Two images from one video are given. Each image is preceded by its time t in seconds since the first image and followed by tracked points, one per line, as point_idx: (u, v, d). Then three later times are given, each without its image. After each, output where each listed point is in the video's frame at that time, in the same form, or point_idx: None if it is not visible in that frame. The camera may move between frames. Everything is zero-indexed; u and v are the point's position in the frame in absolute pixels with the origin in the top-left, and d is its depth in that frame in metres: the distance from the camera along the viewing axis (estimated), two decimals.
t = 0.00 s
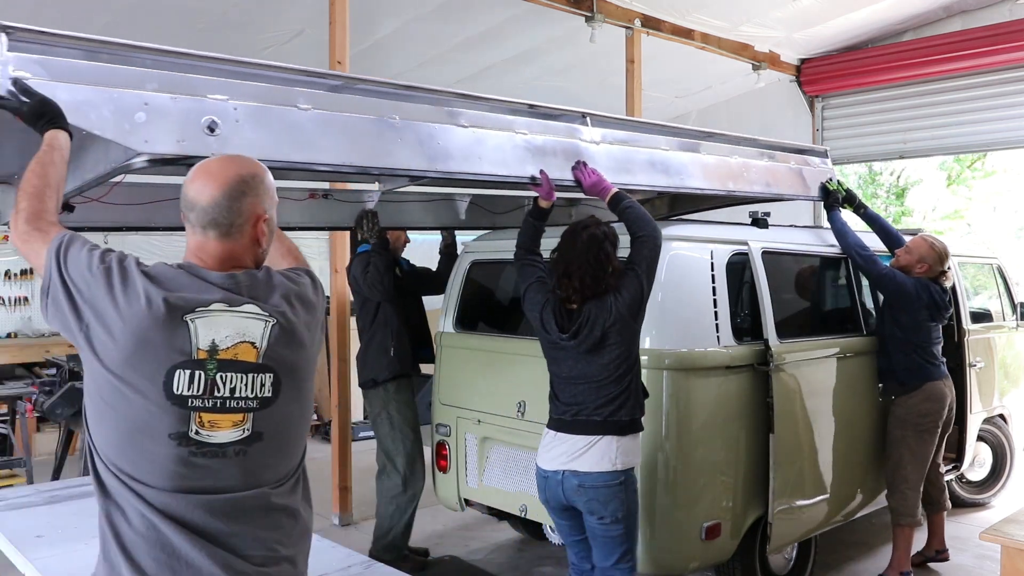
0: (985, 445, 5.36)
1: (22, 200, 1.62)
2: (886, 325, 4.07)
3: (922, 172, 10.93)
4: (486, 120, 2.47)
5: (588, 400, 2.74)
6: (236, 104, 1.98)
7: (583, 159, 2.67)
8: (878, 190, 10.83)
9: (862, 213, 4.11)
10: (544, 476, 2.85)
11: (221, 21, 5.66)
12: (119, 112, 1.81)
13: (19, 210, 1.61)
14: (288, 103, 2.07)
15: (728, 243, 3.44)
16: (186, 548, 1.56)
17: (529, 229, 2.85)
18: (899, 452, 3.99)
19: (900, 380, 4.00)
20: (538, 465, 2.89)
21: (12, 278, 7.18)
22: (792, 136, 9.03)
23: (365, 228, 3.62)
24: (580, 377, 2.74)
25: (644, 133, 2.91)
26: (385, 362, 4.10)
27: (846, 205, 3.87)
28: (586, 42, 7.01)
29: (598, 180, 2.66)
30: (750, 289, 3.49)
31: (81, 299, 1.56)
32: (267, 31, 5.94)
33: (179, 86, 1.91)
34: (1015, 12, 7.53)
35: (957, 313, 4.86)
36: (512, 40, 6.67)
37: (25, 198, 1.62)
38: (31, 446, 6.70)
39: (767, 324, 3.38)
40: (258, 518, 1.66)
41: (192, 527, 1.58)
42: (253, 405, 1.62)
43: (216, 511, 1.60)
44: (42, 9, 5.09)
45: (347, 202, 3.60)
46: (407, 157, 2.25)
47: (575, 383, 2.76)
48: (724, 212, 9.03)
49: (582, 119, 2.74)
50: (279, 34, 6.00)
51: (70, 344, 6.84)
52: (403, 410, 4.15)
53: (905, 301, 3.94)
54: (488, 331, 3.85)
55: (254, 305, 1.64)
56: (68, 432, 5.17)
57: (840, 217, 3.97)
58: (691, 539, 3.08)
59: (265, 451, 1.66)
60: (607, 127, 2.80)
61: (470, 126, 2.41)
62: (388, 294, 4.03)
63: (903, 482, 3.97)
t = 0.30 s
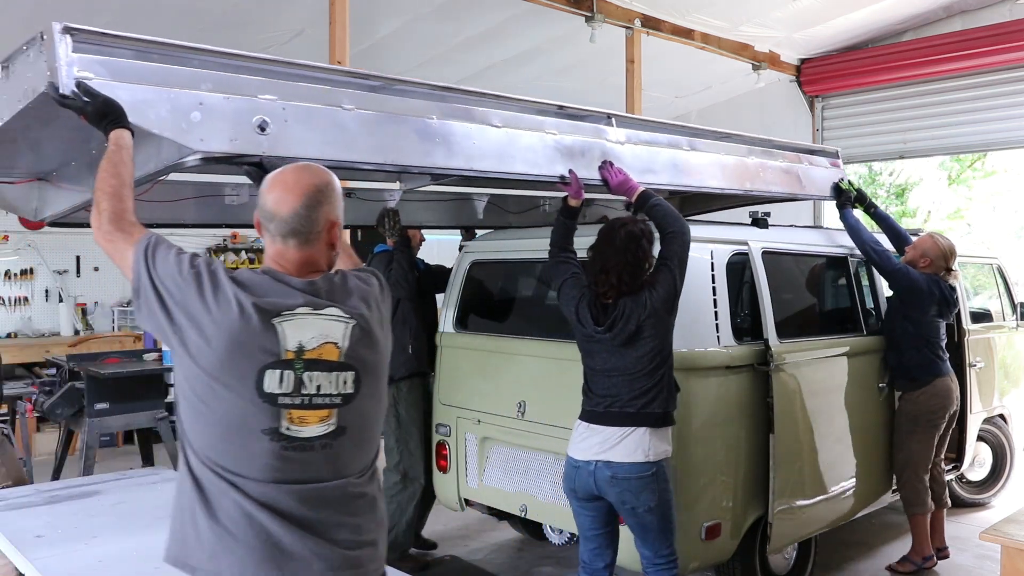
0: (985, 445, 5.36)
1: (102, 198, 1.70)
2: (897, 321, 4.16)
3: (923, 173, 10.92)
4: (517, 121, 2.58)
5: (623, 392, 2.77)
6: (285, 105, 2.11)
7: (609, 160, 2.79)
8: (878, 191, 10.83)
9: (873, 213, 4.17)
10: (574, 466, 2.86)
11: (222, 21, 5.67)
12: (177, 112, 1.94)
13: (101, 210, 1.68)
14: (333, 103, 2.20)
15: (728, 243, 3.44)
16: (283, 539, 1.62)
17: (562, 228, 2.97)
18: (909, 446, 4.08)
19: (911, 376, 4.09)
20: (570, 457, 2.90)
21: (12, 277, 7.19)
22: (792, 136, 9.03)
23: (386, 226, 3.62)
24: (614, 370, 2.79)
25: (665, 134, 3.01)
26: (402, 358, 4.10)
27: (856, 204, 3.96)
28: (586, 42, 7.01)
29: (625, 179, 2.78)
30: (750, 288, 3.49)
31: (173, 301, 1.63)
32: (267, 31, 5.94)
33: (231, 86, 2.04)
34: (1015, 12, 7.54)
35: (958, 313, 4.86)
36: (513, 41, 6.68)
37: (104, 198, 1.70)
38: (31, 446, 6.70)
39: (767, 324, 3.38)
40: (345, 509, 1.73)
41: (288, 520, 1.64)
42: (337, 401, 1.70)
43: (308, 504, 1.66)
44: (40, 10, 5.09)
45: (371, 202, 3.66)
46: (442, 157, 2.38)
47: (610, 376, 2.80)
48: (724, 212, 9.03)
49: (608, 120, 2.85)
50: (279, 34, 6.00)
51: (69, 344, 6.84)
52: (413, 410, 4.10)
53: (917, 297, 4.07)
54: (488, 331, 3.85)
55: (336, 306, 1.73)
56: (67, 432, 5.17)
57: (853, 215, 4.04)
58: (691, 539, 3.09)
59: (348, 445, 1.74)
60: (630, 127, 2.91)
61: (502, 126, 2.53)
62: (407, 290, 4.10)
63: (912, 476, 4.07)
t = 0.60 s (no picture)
0: (985, 445, 5.36)
1: (174, 200, 1.75)
2: (896, 320, 4.22)
3: (923, 173, 10.93)
4: (547, 125, 2.54)
5: (675, 389, 2.87)
6: (326, 109, 2.06)
7: (632, 163, 2.76)
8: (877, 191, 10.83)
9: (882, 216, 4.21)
10: (629, 470, 2.94)
11: (222, 21, 5.67)
12: (224, 118, 1.90)
13: (173, 211, 1.74)
14: (370, 108, 2.15)
15: (728, 243, 3.43)
16: (374, 516, 1.71)
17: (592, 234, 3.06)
18: (909, 445, 4.09)
19: (909, 375, 4.13)
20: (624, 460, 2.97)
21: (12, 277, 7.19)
22: (791, 136, 9.04)
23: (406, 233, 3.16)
24: (666, 368, 2.88)
25: (686, 138, 3.00)
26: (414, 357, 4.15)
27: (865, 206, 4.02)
28: (587, 42, 7.01)
29: (647, 183, 2.77)
30: (750, 288, 3.50)
31: (265, 297, 1.69)
32: (267, 31, 5.94)
33: (277, 92, 1.99)
34: (1015, 12, 7.54)
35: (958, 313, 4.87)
36: (513, 41, 6.68)
37: (177, 202, 1.75)
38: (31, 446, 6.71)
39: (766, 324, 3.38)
40: (426, 488, 1.83)
41: (375, 497, 1.73)
42: (422, 385, 1.81)
43: (394, 481, 1.76)
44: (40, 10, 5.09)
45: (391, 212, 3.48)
46: (475, 160, 2.33)
47: (661, 374, 2.89)
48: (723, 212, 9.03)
49: (631, 123, 2.81)
50: (279, 34, 6.00)
51: (69, 344, 6.85)
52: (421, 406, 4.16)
53: (920, 299, 4.10)
54: (487, 331, 3.86)
55: (419, 295, 1.84)
56: (68, 432, 5.16)
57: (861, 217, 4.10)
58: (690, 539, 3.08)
59: (429, 427, 1.84)
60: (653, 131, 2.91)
61: (531, 131, 2.49)
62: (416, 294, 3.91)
63: (915, 474, 4.08)
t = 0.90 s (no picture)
0: (985, 445, 5.36)
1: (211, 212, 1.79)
2: (903, 319, 4.26)
3: (923, 174, 10.94)
4: (564, 131, 2.58)
5: (699, 387, 2.88)
6: (358, 120, 2.09)
7: (647, 167, 2.82)
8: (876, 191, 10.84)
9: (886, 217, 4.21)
10: (648, 467, 2.94)
11: (222, 20, 5.66)
12: (260, 130, 1.94)
13: (207, 222, 1.78)
14: (399, 117, 2.17)
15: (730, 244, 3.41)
16: (398, 515, 1.72)
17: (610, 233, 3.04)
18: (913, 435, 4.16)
19: (913, 370, 4.20)
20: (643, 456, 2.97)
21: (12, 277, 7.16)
22: (791, 136, 9.05)
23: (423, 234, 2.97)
24: (691, 366, 2.88)
25: (698, 142, 3.05)
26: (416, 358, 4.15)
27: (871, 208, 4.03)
28: (587, 42, 7.00)
29: (662, 187, 2.81)
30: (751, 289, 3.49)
31: (295, 300, 1.71)
32: (267, 31, 5.94)
33: (310, 103, 2.02)
34: (1015, 12, 7.54)
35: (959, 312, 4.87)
36: (512, 41, 6.67)
37: (213, 214, 1.79)
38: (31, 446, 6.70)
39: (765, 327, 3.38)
40: (449, 488, 1.84)
41: (399, 497, 1.75)
42: (447, 385, 1.82)
43: (419, 481, 1.77)
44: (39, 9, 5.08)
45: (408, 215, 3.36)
46: (498, 166, 2.35)
47: (684, 372, 2.89)
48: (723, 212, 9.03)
49: (646, 128, 2.87)
50: (279, 34, 6.00)
51: (69, 343, 6.85)
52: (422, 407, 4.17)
53: (929, 301, 4.11)
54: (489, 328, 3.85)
55: (446, 299, 1.85)
56: (68, 432, 5.16)
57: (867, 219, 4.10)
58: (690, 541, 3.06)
59: (453, 427, 1.85)
60: (664, 137, 2.94)
61: (551, 137, 2.53)
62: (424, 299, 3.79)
63: (915, 466, 4.13)
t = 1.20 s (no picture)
0: (985, 445, 5.37)
1: (269, 221, 1.86)
2: (908, 316, 4.34)
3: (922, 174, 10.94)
4: (579, 134, 2.65)
5: (714, 383, 2.89)
6: (382, 126, 2.16)
7: (660, 169, 2.90)
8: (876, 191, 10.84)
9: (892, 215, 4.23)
10: (664, 459, 2.92)
11: (222, 20, 5.67)
12: (291, 137, 2.01)
13: (264, 227, 1.85)
14: (422, 122, 2.25)
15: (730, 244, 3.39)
16: (472, 489, 1.88)
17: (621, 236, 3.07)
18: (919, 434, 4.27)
19: (916, 368, 4.28)
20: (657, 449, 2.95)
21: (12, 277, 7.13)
22: (790, 135, 9.05)
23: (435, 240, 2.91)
24: (707, 363, 2.89)
25: (708, 144, 3.13)
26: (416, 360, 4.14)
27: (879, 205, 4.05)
28: (587, 42, 7.00)
29: (675, 187, 2.90)
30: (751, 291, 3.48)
31: (368, 297, 1.84)
32: (267, 31, 5.94)
33: (336, 110, 2.09)
34: (1016, 12, 7.53)
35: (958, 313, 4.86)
36: (513, 41, 6.68)
37: (273, 223, 1.86)
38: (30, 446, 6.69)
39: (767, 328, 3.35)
40: (509, 461, 2.01)
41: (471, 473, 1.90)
42: (504, 368, 2.00)
43: (485, 457, 1.94)
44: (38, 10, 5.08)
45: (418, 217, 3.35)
46: (519, 168, 2.43)
47: (699, 369, 2.90)
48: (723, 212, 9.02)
49: (657, 130, 2.94)
50: (279, 34, 6.00)
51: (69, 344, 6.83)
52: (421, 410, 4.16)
53: (937, 300, 4.21)
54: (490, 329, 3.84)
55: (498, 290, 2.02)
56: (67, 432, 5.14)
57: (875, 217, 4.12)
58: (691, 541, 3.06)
59: (509, 406, 2.03)
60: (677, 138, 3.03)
61: (567, 140, 2.60)
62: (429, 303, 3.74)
63: (926, 464, 4.24)
